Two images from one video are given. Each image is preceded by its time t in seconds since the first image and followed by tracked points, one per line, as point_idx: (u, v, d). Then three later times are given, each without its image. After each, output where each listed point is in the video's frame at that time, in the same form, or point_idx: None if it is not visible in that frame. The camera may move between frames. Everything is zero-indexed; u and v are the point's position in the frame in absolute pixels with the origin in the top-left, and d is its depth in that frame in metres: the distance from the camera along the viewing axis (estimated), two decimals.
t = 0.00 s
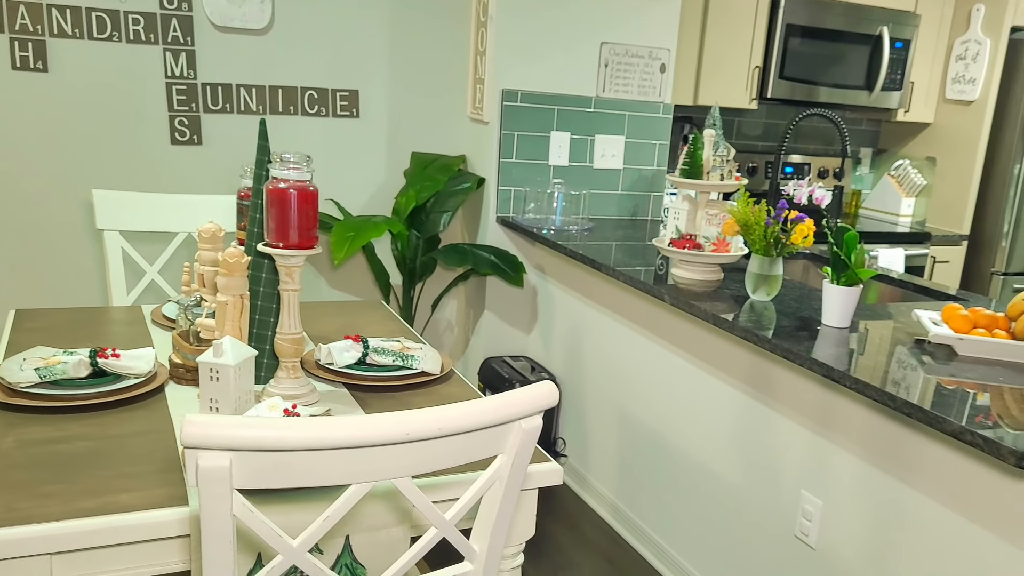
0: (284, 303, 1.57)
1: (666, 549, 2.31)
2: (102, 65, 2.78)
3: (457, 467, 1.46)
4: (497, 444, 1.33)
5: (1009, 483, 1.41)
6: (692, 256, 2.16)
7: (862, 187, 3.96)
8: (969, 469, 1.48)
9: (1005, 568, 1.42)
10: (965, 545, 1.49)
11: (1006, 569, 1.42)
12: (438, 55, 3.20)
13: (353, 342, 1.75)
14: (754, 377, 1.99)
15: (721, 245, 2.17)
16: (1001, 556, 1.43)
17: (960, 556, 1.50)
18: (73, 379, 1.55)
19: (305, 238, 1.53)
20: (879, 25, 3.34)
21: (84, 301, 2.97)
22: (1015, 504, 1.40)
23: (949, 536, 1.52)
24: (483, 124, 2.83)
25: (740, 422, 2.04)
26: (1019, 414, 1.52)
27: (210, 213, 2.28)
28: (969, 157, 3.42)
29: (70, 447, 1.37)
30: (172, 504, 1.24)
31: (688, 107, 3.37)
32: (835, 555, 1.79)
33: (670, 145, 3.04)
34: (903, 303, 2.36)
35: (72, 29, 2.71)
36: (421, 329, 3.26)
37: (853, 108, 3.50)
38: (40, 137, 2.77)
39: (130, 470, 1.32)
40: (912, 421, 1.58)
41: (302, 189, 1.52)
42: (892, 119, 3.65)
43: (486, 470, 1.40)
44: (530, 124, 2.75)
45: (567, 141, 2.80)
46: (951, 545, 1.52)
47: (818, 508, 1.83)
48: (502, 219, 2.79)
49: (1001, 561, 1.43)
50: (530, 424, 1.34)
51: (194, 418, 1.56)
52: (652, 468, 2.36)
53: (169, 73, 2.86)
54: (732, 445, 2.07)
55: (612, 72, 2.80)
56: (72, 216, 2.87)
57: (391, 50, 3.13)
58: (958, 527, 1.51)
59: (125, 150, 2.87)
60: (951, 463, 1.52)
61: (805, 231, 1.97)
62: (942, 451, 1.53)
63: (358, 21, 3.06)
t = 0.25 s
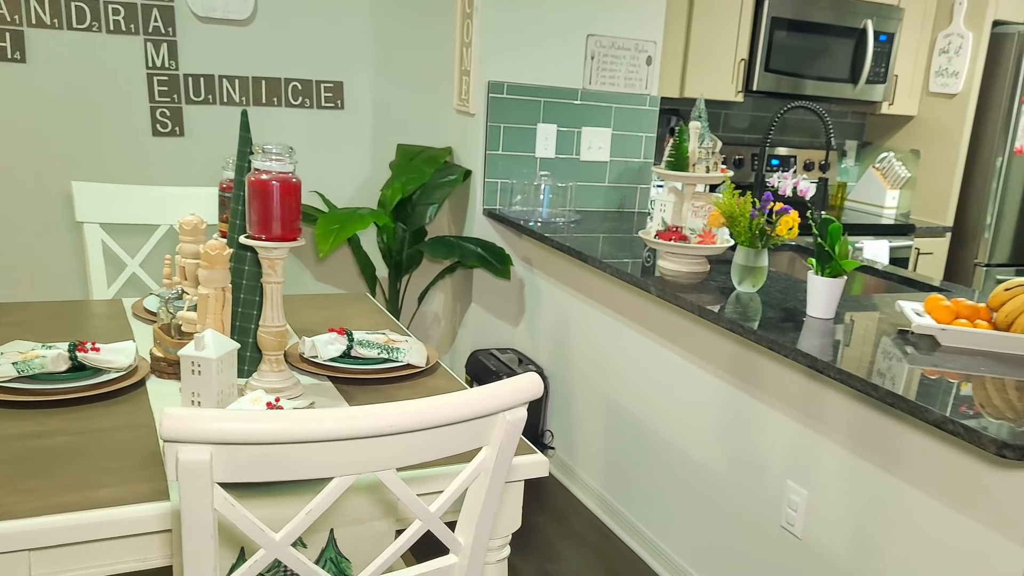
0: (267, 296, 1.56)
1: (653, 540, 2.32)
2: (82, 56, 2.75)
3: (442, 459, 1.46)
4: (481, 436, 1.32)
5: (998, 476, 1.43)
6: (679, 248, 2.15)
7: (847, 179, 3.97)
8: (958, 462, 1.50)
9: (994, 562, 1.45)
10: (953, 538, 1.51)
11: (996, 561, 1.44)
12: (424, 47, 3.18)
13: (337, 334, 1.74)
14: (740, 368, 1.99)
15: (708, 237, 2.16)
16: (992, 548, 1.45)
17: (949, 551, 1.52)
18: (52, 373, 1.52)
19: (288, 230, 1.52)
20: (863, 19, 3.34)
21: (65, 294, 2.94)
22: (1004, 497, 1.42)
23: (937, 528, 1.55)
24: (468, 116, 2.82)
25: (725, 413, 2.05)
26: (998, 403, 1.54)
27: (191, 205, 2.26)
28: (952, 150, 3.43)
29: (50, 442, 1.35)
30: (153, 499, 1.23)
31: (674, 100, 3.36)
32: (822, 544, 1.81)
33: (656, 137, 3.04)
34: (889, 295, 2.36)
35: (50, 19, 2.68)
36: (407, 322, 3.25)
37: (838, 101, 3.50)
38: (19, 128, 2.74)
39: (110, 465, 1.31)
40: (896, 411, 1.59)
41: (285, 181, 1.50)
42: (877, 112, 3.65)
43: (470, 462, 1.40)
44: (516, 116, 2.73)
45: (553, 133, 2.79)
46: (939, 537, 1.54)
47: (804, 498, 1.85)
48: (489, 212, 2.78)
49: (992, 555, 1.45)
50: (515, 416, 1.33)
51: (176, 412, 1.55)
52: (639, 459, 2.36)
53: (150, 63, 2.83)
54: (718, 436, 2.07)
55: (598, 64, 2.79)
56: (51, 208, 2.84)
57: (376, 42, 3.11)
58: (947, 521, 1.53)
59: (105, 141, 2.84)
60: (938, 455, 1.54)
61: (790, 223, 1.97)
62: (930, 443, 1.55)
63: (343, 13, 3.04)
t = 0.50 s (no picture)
0: (248, 289, 1.55)
1: (638, 530, 2.33)
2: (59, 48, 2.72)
3: (425, 451, 1.45)
4: (464, 428, 1.32)
5: (985, 465, 1.45)
6: (662, 240, 2.14)
7: (830, 170, 3.97)
8: (944, 452, 1.52)
9: (978, 550, 1.47)
10: (941, 527, 1.54)
11: (980, 548, 1.47)
12: (406, 38, 3.17)
13: (320, 327, 1.74)
14: (724, 359, 2.00)
15: (692, 229, 2.16)
16: (977, 536, 1.47)
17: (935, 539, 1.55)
18: (29, 368, 1.52)
19: (268, 223, 1.51)
20: (846, 10, 3.35)
21: (44, 288, 2.92)
22: (989, 485, 1.44)
23: (922, 516, 1.57)
24: (452, 108, 2.81)
25: (709, 403, 2.05)
26: (979, 391, 1.56)
27: (171, 198, 2.24)
28: (934, 140, 3.43)
29: (28, 438, 1.34)
30: (132, 494, 1.22)
31: (658, 91, 3.36)
32: (806, 532, 1.82)
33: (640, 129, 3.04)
34: (872, 285, 2.38)
35: (26, 10, 2.65)
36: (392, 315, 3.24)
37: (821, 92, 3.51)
38: None
39: (89, 460, 1.29)
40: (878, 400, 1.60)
41: (265, 173, 1.50)
42: (860, 103, 3.66)
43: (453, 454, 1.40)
44: (500, 108, 2.73)
45: (537, 124, 2.79)
46: (926, 526, 1.56)
47: (788, 487, 1.86)
48: (473, 204, 2.77)
49: (977, 543, 1.47)
50: (497, 408, 1.33)
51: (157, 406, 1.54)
52: (624, 451, 2.37)
53: (129, 55, 2.80)
54: (702, 426, 2.08)
55: (581, 56, 2.78)
56: (30, 202, 2.81)
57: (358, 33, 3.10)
58: (934, 511, 1.55)
59: (83, 134, 2.82)
60: (923, 444, 1.56)
61: (773, 214, 1.98)
62: (917, 435, 1.57)
63: (324, 4, 3.02)
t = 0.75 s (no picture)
0: (231, 285, 1.54)
1: (625, 524, 2.33)
2: (39, 43, 2.69)
3: (410, 447, 1.45)
4: (449, 423, 1.32)
5: (969, 455, 1.46)
6: (647, 234, 2.15)
7: (817, 164, 3.98)
8: (927, 444, 1.53)
9: (960, 540, 1.48)
10: (925, 518, 1.55)
11: (963, 538, 1.48)
12: (391, 33, 3.16)
13: (304, 323, 1.71)
14: (709, 352, 2.00)
15: (676, 223, 2.17)
16: (959, 527, 1.48)
17: (919, 531, 1.56)
18: (9, 365, 1.49)
19: (251, 218, 1.50)
20: (830, 5, 3.36)
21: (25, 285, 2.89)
22: (972, 476, 1.45)
23: (907, 508, 1.58)
24: (437, 103, 2.80)
25: (695, 397, 2.06)
26: (962, 383, 1.57)
27: (153, 193, 2.23)
28: (918, 134, 3.44)
29: (8, 436, 1.33)
30: (113, 492, 1.21)
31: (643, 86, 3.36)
32: (791, 525, 1.83)
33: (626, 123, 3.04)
34: (858, 278, 2.39)
35: (5, 5, 2.62)
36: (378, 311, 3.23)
37: (806, 87, 3.52)
38: None
39: (70, 457, 1.28)
40: (862, 392, 1.61)
41: (248, 168, 1.49)
42: (844, 98, 3.67)
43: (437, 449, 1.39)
44: (485, 102, 2.72)
45: (522, 119, 2.78)
46: (911, 517, 1.57)
47: (774, 480, 1.87)
48: (459, 198, 2.76)
49: (959, 533, 1.48)
50: (482, 402, 1.33)
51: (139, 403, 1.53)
52: (611, 445, 2.37)
53: (110, 50, 2.78)
54: (688, 420, 2.09)
55: (566, 51, 2.78)
56: (10, 198, 2.79)
57: (342, 28, 3.08)
58: (918, 502, 1.56)
59: (64, 130, 2.79)
60: (907, 436, 1.57)
61: (758, 208, 1.98)
62: (902, 429, 1.58)
63: None
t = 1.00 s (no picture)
0: (212, 280, 1.53)
1: (611, 518, 2.33)
2: (16, 36, 2.66)
3: (394, 442, 1.43)
4: (432, 417, 1.31)
5: (952, 446, 1.47)
6: (633, 228, 2.15)
7: (801, 158, 3.99)
8: (910, 436, 1.54)
9: (943, 531, 1.49)
10: (908, 509, 1.56)
11: (945, 529, 1.49)
12: (375, 27, 3.14)
13: (287, 318, 1.71)
14: (695, 346, 2.01)
15: (661, 217, 2.16)
16: (942, 518, 1.49)
17: (903, 522, 1.57)
18: None
19: (232, 213, 1.48)
20: None
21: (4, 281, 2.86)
22: (955, 467, 1.46)
23: (891, 500, 1.59)
24: (421, 97, 2.78)
25: (681, 390, 2.06)
26: (945, 374, 1.57)
27: (131, 188, 2.21)
28: (901, 128, 3.45)
29: None
30: (93, 490, 1.19)
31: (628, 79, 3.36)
32: (777, 517, 1.84)
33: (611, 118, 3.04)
34: (842, 272, 2.39)
35: None
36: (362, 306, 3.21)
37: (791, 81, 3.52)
38: None
39: (48, 455, 1.27)
40: (846, 384, 1.61)
41: (228, 162, 1.47)
42: (828, 92, 3.68)
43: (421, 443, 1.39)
44: (470, 96, 2.71)
45: (507, 113, 2.77)
46: (895, 509, 1.58)
47: (759, 473, 1.87)
48: (444, 193, 2.75)
49: (943, 524, 1.49)
50: (466, 396, 1.32)
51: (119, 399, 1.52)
52: (597, 439, 2.37)
53: (89, 44, 2.75)
54: (673, 413, 2.09)
55: (551, 44, 2.77)
56: None
57: (325, 22, 3.07)
58: (902, 494, 1.57)
59: (43, 124, 2.76)
60: (890, 427, 1.58)
61: (743, 202, 1.98)
62: (886, 421, 1.59)
63: None
